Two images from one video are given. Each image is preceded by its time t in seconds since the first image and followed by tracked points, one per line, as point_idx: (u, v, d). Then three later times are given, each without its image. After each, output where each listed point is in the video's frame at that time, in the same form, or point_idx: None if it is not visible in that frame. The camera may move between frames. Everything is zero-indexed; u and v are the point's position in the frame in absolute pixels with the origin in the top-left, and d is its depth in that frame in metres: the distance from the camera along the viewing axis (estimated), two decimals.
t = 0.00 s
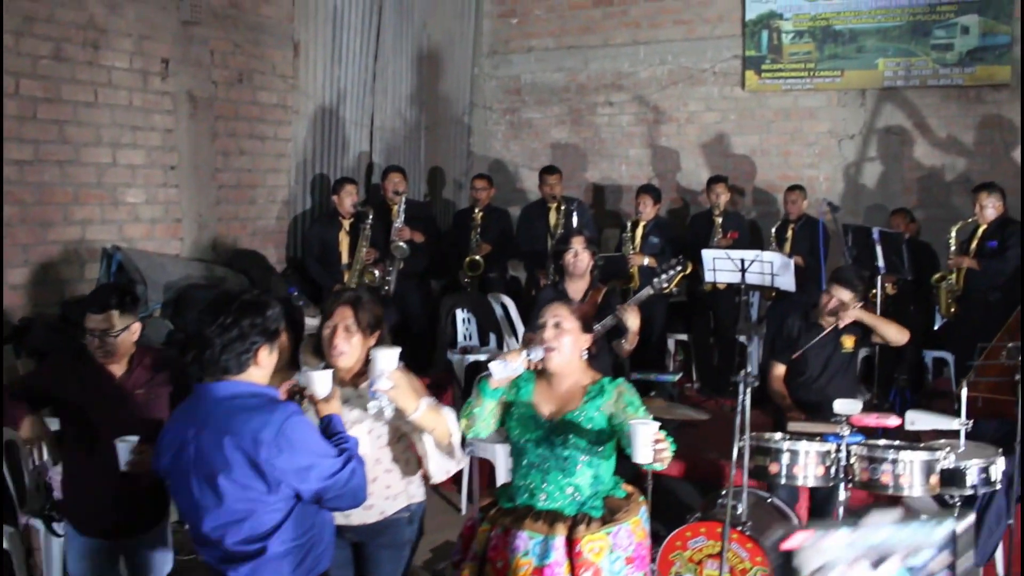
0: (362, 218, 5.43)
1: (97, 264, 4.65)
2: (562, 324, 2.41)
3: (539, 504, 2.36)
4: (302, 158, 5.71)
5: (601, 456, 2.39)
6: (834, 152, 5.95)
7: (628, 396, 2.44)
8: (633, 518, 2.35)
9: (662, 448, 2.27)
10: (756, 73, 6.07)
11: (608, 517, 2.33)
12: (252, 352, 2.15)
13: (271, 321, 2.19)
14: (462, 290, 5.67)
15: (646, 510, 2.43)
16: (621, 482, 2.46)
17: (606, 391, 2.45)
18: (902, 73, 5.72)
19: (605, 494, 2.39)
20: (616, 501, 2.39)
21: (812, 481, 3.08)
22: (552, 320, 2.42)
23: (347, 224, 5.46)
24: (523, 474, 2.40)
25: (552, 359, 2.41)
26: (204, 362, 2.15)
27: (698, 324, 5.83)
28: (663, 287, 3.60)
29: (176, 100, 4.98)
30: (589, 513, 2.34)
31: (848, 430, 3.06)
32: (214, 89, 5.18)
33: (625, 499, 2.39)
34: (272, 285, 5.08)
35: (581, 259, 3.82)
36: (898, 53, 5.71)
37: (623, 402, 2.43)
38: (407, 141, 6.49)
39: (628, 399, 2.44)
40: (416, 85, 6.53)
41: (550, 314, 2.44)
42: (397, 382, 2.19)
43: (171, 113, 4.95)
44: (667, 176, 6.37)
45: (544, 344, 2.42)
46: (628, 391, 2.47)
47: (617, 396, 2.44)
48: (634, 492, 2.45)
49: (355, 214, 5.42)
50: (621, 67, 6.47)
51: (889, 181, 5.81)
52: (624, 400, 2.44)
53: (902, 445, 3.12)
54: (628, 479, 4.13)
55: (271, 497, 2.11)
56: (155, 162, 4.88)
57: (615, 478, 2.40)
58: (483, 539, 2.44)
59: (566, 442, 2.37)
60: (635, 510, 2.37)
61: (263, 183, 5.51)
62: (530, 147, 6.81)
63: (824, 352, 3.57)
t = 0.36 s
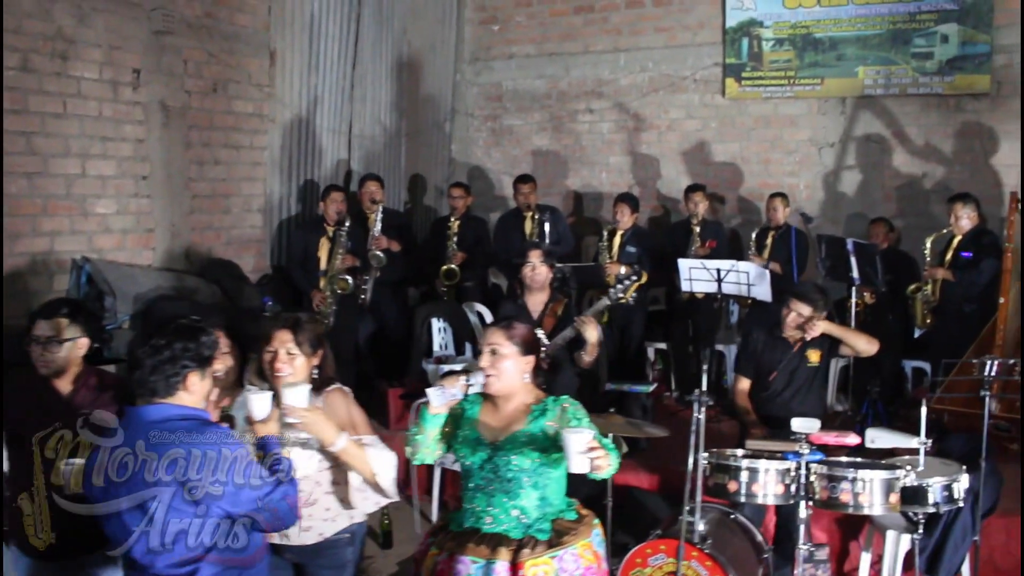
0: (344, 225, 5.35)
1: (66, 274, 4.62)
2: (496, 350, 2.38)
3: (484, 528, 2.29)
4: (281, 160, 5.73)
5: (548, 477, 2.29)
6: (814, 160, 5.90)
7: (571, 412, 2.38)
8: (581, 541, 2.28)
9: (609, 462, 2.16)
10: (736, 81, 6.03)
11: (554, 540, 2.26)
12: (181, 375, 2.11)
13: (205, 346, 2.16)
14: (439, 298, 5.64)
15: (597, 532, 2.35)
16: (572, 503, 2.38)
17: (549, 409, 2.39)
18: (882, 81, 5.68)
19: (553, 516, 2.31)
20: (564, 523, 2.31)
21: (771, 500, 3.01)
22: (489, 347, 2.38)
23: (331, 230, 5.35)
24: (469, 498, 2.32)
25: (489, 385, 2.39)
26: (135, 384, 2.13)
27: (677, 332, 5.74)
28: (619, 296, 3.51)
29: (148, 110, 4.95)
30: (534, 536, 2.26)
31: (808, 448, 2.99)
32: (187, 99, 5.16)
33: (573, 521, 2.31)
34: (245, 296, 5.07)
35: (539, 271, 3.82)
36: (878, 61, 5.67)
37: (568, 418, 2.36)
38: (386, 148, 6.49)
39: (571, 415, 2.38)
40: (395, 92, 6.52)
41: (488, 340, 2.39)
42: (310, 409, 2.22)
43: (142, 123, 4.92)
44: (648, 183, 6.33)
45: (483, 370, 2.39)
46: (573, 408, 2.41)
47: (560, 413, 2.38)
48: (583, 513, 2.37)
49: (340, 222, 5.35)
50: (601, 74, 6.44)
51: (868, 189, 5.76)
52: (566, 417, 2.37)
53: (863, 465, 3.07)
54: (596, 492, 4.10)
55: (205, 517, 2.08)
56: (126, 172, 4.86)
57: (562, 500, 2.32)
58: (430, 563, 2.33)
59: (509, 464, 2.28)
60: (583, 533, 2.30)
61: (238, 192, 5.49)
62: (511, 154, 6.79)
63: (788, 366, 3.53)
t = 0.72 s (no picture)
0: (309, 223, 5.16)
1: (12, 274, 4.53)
2: (415, 360, 2.19)
3: (399, 545, 2.11)
4: (240, 157, 5.62)
5: (467, 494, 2.09)
6: (784, 155, 5.80)
7: (491, 423, 2.14)
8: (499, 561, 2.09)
9: (514, 478, 2.06)
10: (705, 75, 5.93)
11: (470, 561, 2.07)
12: (75, 377, 2.04)
13: (102, 347, 2.09)
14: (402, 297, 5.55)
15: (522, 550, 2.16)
16: (500, 518, 2.19)
17: (467, 420, 2.15)
18: (852, 75, 5.59)
19: (471, 535, 2.11)
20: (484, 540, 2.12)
21: (717, 505, 2.87)
22: (408, 356, 2.20)
23: (295, 227, 5.18)
24: (387, 513, 2.16)
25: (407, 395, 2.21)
26: (26, 386, 2.03)
27: (644, 331, 5.62)
28: (559, 296, 3.49)
29: (99, 106, 4.86)
30: (448, 556, 2.08)
31: (754, 451, 2.85)
32: (141, 95, 5.07)
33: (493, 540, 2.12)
34: (200, 295, 4.98)
35: (478, 270, 3.83)
36: (848, 55, 5.58)
37: (484, 431, 2.13)
38: (353, 144, 6.40)
39: (491, 425, 2.14)
40: (361, 88, 6.43)
41: (408, 349, 2.21)
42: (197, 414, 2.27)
43: (93, 120, 4.82)
44: (617, 180, 6.25)
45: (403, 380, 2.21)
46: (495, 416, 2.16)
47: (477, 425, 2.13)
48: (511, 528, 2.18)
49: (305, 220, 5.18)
50: (570, 69, 6.35)
51: (839, 184, 5.67)
52: (484, 429, 2.13)
53: (813, 469, 2.93)
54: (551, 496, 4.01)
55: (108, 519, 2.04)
56: (76, 170, 4.77)
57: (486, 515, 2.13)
58: None
59: (421, 480, 2.09)
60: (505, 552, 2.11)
61: (196, 190, 5.41)
62: (480, 151, 6.72)
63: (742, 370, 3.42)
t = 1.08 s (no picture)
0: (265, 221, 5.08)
1: None
2: (321, 365, 2.08)
3: (303, 557, 2.02)
4: (198, 157, 5.50)
5: (373, 505, 1.99)
6: (754, 150, 5.70)
7: (395, 429, 2.03)
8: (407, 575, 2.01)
9: (402, 487, 1.95)
10: (674, 70, 5.84)
11: None
12: None
13: None
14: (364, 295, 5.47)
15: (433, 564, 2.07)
16: (414, 530, 2.08)
17: (373, 425, 2.04)
18: (823, 69, 5.48)
19: (378, 548, 2.01)
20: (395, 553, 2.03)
21: (658, 512, 2.77)
22: (315, 360, 2.08)
23: (250, 226, 5.11)
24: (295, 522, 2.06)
25: (316, 401, 2.10)
26: None
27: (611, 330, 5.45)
28: (500, 292, 3.63)
29: (49, 101, 4.73)
30: (351, 570, 1.99)
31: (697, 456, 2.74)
32: (93, 90, 4.95)
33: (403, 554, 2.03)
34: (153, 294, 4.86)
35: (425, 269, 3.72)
36: (818, 49, 5.47)
37: (388, 437, 2.02)
38: (318, 141, 6.30)
39: (396, 431, 2.04)
40: (327, 83, 6.33)
41: (314, 352, 2.09)
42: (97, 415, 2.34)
43: (43, 115, 4.70)
44: (586, 176, 6.16)
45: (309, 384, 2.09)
46: (402, 422, 2.05)
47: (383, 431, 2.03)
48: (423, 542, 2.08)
49: (260, 218, 5.10)
50: (539, 64, 6.27)
51: (810, 180, 5.57)
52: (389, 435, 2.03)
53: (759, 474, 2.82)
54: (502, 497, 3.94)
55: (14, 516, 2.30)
56: (25, 166, 4.64)
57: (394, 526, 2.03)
58: None
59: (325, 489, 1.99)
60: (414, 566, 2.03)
61: (153, 187, 5.29)
62: (449, 147, 6.66)
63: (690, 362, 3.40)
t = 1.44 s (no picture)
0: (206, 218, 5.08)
1: None
2: (210, 367, 2.17)
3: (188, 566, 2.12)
4: (152, 154, 5.34)
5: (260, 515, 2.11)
6: (720, 147, 5.60)
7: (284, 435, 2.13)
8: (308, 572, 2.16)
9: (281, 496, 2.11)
10: (639, 64, 5.74)
11: None
12: None
13: None
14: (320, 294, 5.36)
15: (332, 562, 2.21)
16: (307, 540, 2.20)
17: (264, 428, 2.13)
18: (788, 63, 5.38)
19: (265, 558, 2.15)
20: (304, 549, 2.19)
21: (590, 521, 2.65)
22: (202, 362, 2.19)
23: (190, 224, 5.11)
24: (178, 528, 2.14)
25: (205, 404, 2.17)
26: None
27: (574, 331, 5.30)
28: (438, 296, 3.47)
29: None
30: None
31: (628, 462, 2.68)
32: (39, 83, 4.83)
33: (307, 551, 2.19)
34: (98, 293, 4.73)
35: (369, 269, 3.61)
36: (784, 43, 5.36)
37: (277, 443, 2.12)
38: (280, 137, 6.19)
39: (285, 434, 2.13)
40: (289, 79, 6.21)
41: (202, 355, 2.20)
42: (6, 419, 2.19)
43: None
44: (551, 173, 6.06)
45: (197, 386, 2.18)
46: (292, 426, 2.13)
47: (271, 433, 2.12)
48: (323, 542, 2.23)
49: (200, 215, 5.13)
50: (503, 59, 6.18)
51: (776, 177, 5.47)
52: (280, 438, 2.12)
53: (694, 481, 2.71)
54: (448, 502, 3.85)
55: None
56: None
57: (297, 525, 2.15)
58: None
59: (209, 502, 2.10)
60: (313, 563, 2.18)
61: (102, 183, 5.16)
62: (414, 143, 6.56)
63: (634, 364, 3.30)
